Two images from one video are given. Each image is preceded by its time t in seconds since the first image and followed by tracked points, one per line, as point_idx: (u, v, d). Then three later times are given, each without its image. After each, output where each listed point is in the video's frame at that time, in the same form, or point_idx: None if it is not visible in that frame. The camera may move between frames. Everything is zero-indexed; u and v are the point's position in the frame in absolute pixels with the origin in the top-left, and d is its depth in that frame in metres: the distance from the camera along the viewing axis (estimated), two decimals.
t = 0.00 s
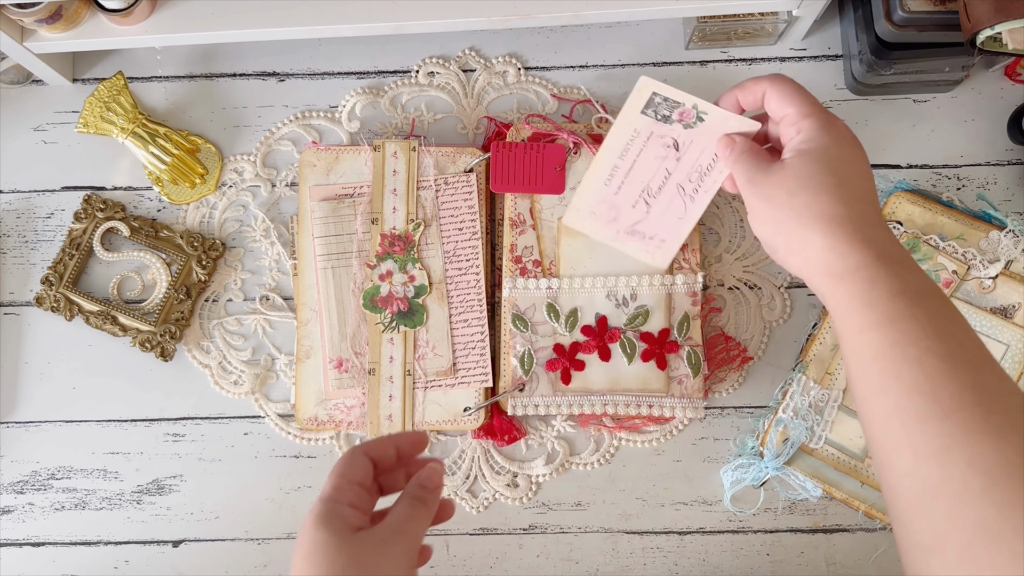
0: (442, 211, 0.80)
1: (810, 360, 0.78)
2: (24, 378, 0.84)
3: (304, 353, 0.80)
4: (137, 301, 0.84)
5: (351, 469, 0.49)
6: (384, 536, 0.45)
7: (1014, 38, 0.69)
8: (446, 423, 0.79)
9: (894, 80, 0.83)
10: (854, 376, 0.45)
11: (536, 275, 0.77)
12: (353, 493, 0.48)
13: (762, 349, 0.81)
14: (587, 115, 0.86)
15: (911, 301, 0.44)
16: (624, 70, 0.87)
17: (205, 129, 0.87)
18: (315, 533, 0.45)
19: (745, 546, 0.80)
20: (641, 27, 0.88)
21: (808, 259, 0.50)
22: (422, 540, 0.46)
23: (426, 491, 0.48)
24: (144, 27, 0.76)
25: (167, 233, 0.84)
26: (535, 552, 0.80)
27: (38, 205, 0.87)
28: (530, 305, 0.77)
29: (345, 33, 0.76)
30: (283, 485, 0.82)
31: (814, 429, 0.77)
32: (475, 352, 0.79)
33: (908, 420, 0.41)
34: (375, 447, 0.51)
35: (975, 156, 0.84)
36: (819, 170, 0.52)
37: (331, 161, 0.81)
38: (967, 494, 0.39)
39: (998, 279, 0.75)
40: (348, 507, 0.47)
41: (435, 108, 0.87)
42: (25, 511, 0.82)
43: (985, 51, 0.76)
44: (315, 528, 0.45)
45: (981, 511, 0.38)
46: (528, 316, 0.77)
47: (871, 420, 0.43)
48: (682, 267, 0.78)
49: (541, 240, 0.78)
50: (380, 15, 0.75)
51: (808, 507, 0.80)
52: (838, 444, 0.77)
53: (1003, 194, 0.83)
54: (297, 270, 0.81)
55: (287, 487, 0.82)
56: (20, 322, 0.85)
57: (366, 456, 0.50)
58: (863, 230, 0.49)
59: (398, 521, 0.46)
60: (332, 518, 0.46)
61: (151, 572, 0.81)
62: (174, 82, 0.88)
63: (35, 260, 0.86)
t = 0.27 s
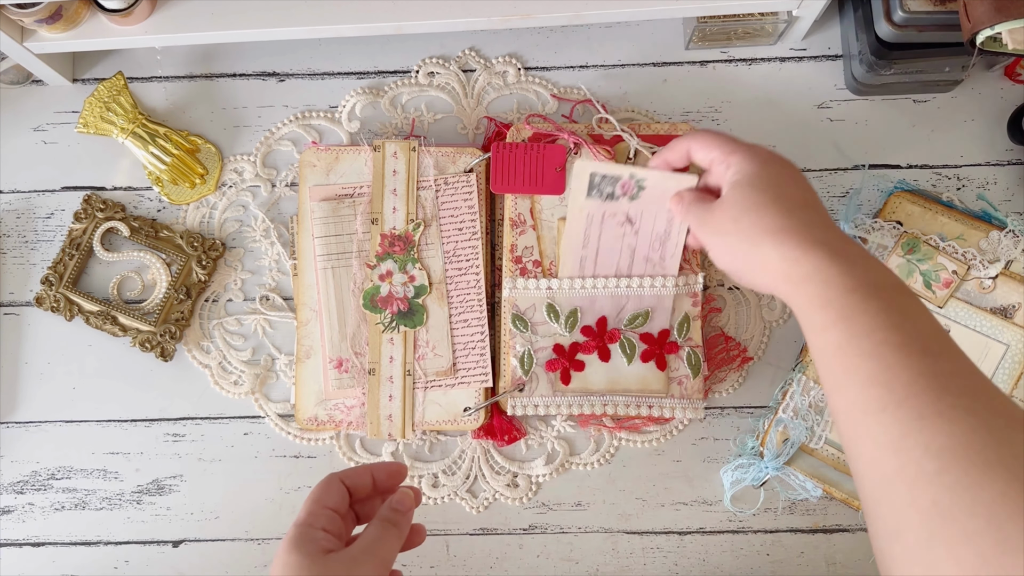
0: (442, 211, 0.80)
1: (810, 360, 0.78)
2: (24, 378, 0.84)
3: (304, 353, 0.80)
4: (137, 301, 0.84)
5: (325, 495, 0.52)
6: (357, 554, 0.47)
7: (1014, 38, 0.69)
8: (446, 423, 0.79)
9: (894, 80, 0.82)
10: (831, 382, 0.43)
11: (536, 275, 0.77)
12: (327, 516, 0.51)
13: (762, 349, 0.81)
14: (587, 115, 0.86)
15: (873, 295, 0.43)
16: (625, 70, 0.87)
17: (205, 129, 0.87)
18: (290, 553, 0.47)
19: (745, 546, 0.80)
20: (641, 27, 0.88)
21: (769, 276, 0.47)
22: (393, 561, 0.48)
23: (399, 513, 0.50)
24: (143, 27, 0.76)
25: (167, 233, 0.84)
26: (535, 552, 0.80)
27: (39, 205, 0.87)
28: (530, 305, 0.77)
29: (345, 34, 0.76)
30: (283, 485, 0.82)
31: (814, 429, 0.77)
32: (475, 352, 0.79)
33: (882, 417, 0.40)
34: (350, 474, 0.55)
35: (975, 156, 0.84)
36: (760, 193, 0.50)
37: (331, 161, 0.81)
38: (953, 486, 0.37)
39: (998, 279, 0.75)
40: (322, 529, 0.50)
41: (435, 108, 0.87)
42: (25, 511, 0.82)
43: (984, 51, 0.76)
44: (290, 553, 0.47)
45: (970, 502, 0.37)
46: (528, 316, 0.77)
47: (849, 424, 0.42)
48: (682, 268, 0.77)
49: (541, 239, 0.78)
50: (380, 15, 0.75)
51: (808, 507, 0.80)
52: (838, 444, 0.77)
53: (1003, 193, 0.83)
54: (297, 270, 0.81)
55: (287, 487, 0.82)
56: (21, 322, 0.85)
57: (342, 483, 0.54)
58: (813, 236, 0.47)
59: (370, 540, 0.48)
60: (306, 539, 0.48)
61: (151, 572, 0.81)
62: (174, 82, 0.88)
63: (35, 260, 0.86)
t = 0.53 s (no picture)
0: (443, 211, 0.80)
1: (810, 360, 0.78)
2: (24, 378, 0.84)
3: (304, 353, 0.80)
4: (138, 301, 0.84)
5: (344, 478, 0.53)
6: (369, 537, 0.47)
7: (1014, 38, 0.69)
8: (446, 423, 0.79)
9: (894, 79, 0.83)
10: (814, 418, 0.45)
11: (536, 275, 0.77)
12: (343, 498, 0.51)
13: (762, 349, 0.81)
14: (587, 115, 0.86)
15: (851, 333, 0.46)
16: (625, 70, 0.87)
17: (205, 129, 0.87)
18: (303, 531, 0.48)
19: (745, 546, 0.80)
20: (641, 27, 0.88)
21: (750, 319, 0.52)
22: (406, 546, 0.48)
23: (411, 499, 0.50)
24: (143, 27, 0.76)
25: (167, 233, 0.84)
26: (535, 552, 0.80)
27: (38, 205, 0.87)
28: (530, 306, 0.77)
29: (345, 33, 0.76)
30: (284, 485, 0.82)
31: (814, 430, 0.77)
32: (475, 352, 0.79)
33: (868, 459, 0.41)
34: (368, 460, 0.55)
35: (975, 156, 0.84)
36: (731, 236, 0.56)
37: (331, 161, 0.81)
38: (938, 529, 0.38)
39: (998, 279, 0.75)
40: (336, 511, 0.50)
41: (435, 108, 0.87)
42: (25, 511, 0.82)
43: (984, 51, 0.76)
44: (305, 531, 0.48)
45: (956, 543, 0.37)
46: (528, 316, 0.77)
47: (834, 456, 0.43)
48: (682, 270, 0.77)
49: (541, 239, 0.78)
50: (380, 15, 0.75)
51: (808, 507, 0.80)
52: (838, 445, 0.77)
53: (1003, 194, 0.83)
54: (297, 270, 0.81)
55: (287, 487, 0.82)
56: (20, 322, 0.85)
57: (360, 466, 0.54)
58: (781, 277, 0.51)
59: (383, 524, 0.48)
60: (320, 519, 0.49)
61: (151, 572, 0.81)
62: (174, 82, 0.88)
63: (35, 260, 0.86)
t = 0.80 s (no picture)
0: (443, 212, 0.80)
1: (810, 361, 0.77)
2: (24, 378, 0.84)
3: (304, 353, 0.80)
4: (138, 301, 0.84)
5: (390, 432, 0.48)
6: (410, 510, 0.44)
7: (1014, 38, 0.69)
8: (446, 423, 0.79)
9: (894, 80, 0.82)
10: (831, 530, 0.40)
11: (536, 275, 0.77)
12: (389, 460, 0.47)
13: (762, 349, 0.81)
14: (587, 115, 0.86)
15: (884, 434, 0.41)
16: (625, 70, 0.87)
17: (205, 129, 0.87)
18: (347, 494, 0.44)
19: (745, 545, 0.80)
20: (641, 27, 0.88)
21: (778, 390, 0.45)
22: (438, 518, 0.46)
23: (446, 474, 0.48)
24: (144, 27, 0.76)
25: (167, 233, 0.84)
26: (535, 552, 0.80)
27: (38, 205, 0.87)
28: (530, 306, 0.77)
29: (345, 33, 0.76)
30: (284, 485, 0.82)
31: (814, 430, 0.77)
32: (475, 352, 0.79)
33: None
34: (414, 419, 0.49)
35: (975, 156, 0.84)
36: (777, 302, 0.49)
37: (332, 161, 0.81)
38: None
39: (998, 279, 0.75)
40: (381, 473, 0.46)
41: (435, 108, 0.87)
42: (25, 511, 0.82)
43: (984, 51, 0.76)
44: (348, 489, 0.44)
45: None
46: (528, 316, 0.77)
47: None
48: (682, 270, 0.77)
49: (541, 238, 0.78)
50: (380, 15, 0.75)
51: (808, 507, 0.80)
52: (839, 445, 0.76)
53: (1003, 194, 0.83)
54: (297, 270, 0.81)
55: (288, 487, 0.82)
56: (20, 322, 0.85)
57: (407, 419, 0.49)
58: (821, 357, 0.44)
59: (423, 497, 0.46)
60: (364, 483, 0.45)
61: (151, 572, 0.81)
62: (174, 82, 0.88)
63: (35, 260, 0.86)
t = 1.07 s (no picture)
0: (442, 211, 0.80)
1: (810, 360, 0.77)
2: (24, 378, 0.84)
3: (303, 352, 0.80)
4: (138, 301, 0.84)
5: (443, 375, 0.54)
6: (470, 457, 0.50)
7: (1014, 37, 0.69)
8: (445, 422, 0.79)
9: (894, 80, 0.82)
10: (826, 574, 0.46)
11: (533, 275, 0.77)
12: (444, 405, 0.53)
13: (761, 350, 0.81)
14: (587, 115, 0.86)
15: (883, 496, 0.47)
16: (625, 70, 0.87)
17: (205, 129, 0.88)
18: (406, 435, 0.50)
19: (745, 546, 0.80)
20: (641, 27, 0.88)
21: (774, 432, 0.53)
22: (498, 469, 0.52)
23: (514, 428, 0.53)
24: (144, 27, 0.76)
25: (167, 233, 0.84)
26: (535, 552, 0.80)
27: (38, 205, 0.87)
28: (527, 306, 0.77)
29: (345, 33, 0.76)
30: (284, 485, 0.82)
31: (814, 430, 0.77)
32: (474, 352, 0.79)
33: None
34: (459, 355, 0.55)
35: (975, 156, 0.84)
36: (780, 346, 0.56)
37: (332, 161, 0.81)
38: None
39: (998, 279, 0.75)
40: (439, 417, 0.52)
41: (435, 108, 0.87)
42: (25, 511, 0.82)
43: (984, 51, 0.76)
44: (410, 429, 0.50)
45: None
46: (525, 316, 0.77)
47: None
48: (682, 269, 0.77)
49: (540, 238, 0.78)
50: (380, 15, 0.75)
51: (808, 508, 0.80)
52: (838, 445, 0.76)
53: (1003, 194, 0.83)
54: (297, 270, 0.81)
55: (288, 487, 0.82)
56: (20, 322, 0.85)
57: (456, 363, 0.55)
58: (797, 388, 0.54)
59: (484, 446, 0.51)
60: (423, 424, 0.51)
61: (151, 572, 0.81)
62: (174, 82, 0.88)
63: (35, 260, 0.86)
